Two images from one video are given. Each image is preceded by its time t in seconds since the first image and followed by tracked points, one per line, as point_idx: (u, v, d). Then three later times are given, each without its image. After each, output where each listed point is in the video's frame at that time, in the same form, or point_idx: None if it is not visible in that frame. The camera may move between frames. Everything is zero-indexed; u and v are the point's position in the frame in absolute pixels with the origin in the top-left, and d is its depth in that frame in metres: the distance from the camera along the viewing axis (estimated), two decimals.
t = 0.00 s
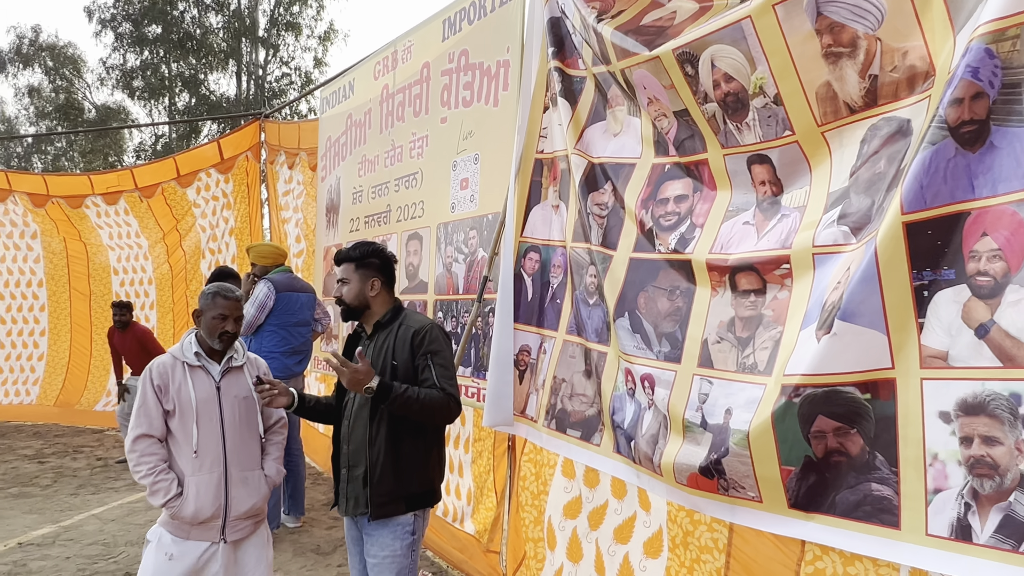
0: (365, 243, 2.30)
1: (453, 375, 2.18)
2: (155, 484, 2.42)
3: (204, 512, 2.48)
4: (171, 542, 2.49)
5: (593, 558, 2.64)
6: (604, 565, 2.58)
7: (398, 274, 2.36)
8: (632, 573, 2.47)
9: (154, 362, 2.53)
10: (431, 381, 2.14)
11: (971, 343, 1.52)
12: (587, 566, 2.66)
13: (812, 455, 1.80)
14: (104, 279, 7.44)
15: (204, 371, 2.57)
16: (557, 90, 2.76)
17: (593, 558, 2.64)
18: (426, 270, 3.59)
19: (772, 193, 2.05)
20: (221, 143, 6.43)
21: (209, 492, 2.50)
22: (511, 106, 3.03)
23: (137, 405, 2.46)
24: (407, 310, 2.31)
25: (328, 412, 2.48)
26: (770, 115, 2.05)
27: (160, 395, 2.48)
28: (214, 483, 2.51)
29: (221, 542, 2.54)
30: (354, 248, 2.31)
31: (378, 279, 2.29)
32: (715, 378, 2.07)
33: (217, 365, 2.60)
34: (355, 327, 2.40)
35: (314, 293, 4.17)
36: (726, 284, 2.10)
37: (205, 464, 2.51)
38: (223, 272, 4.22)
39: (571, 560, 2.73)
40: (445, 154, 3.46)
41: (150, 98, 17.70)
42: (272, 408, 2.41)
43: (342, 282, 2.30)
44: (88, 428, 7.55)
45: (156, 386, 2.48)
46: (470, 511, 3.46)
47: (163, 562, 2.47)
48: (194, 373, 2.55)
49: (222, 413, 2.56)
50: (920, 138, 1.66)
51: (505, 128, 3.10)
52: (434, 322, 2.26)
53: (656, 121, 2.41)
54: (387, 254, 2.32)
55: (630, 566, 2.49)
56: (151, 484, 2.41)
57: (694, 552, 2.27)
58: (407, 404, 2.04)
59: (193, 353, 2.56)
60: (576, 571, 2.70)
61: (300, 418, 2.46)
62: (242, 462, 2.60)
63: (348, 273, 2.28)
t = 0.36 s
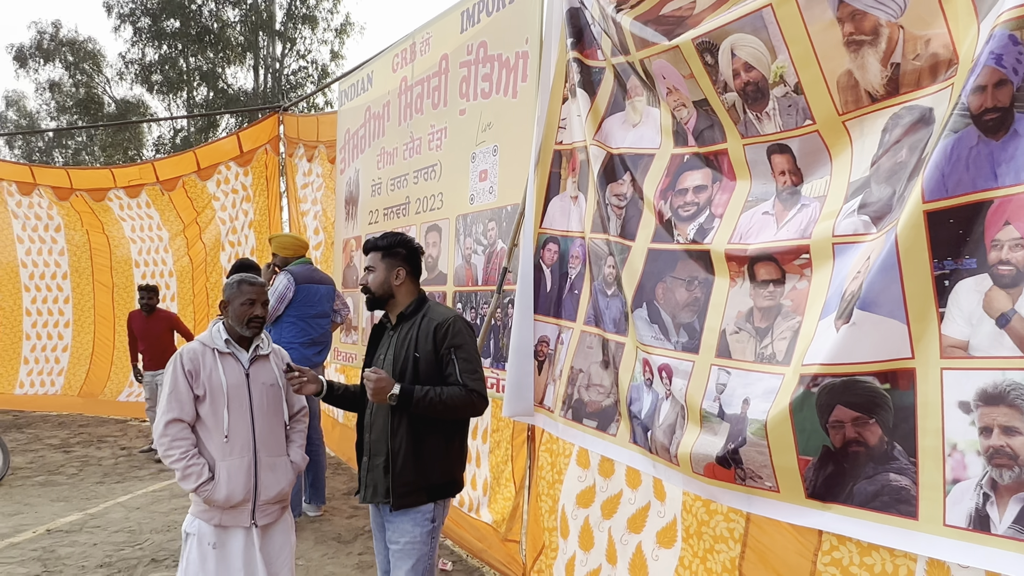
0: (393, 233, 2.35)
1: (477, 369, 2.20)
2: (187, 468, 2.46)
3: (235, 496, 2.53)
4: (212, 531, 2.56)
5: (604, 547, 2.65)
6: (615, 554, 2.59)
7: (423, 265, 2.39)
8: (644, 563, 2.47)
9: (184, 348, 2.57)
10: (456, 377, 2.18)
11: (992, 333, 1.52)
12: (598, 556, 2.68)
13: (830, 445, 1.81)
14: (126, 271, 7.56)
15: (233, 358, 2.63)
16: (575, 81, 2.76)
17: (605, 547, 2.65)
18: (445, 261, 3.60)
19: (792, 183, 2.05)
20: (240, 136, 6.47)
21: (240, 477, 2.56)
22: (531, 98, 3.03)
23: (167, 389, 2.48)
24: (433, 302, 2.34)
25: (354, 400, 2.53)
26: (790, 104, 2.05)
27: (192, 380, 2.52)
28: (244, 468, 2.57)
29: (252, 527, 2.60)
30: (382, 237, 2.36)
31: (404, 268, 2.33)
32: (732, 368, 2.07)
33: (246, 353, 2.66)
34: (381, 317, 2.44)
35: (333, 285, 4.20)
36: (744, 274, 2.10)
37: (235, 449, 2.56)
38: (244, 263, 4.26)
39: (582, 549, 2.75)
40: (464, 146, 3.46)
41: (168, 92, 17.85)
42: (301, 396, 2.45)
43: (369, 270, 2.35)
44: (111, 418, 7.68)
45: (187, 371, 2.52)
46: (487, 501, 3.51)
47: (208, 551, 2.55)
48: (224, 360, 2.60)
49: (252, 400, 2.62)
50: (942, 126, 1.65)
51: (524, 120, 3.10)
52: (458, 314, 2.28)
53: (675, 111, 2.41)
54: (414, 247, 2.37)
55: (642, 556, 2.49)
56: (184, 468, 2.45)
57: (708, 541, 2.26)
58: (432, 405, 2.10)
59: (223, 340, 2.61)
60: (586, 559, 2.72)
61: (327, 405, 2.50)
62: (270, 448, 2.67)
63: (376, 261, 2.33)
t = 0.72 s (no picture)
0: (428, 218, 2.34)
1: (509, 356, 2.20)
2: (207, 450, 2.49)
3: (253, 479, 2.54)
4: (232, 513, 2.58)
5: (627, 535, 2.63)
6: (638, 543, 2.57)
7: (457, 250, 2.38)
8: (669, 553, 2.44)
9: (209, 329, 2.60)
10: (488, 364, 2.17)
11: None
12: (620, 544, 2.65)
13: (865, 436, 1.78)
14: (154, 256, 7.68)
15: (258, 340, 2.65)
16: (607, 65, 2.72)
17: (627, 536, 2.63)
18: (472, 248, 3.58)
19: (830, 167, 2.00)
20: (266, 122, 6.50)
21: (259, 459, 2.56)
22: (561, 82, 2.98)
23: (191, 369, 2.52)
24: (465, 288, 2.33)
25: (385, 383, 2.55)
26: (830, 86, 1.99)
27: (215, 361, 2.55)
28: (263, 451, 2.57)
29: (271, 510, 2.61)
30: (418, 222, 2.35)
31: (438, 254, 2.32)
32: (765, 356, 2.04)
33: (270, 336, 2.68)
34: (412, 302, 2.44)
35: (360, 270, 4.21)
36: (778, 261, 2.06)
37: (255, 431, 2.57)
38: (272, 249, 4.28)
39: (606, 537, 2.73)
40: (492, 131, 3.43)
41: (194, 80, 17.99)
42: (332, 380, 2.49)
43: (402, 254, 2.34)
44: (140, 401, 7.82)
45: (211, 352, 2.55)
46: (512, 488, 3.52)
47: (228, 532, 2.58)
48: (248, 342, 2.62)
49: (274, 383, 2.63)
50: (992, 107, 1.59)
51: (554, 104, 3.06)
52: (489, 300, 2.27)
53: (709, 94, 2.36)
54: (449, 231, 2.35)
55: (666, 546, 2.46)
56: (203, 449, 2.48)
57: (735, 533, 2.23)
58: (467, 392, 2.09)
59: (248, 323, 2.64)
60: (610, 547, 2.70)
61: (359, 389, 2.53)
62: (292, 432, 2.67)
63: (410, 245, 2.32)
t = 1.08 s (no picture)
0: (452, 206, 2.26)
1: (548, 342, 2.14)
2: (226, 433, 2.38)
3: (271, 466, 2.39)
4: (250, 499, 2.43)
5: (666, 529, 2.57)
6: (677, 538, 2.51)
7: (485, 237, 2.29)
8: (706, 548, 2.38)
9: (234, 311, 2.49)
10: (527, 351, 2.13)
11: None
12: (657, 538, 2.61)
13: (917, 433, 1.68)
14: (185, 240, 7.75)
15: (282, 323, 2.50)
16: (647, 44, 2.63)
17: (666, 530, 2.57)
18: (505, 233, 3.53)
19: (885, 151, 1.89)
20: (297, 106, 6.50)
21: (278, 446, 2.42)
22: (601, 62, 2.90)
23: (215, 350, 2.43)
24: (498, 274, 2.27)
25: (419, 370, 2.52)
26: (888, 64, 1.88)
27: (238, 343, 2.44)
28: (283, 437, 2.42)
29: (288, 498, 2.43)
30: (442, 211, 2.28)
31: (462, 243, 2.25)
32: (809, 347, 1.96)
33: (295, 320, 2.53)
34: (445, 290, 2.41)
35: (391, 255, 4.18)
36: (826, 248, 1.97)
37: (275, 416, 2.43)
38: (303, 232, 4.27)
39: (644, 530, 2.68)
40: (527, 113, 3.36)
41: (224, 64, 18.11)
42: (366, 367, 2.45)
43: (430, 246, 2.31)
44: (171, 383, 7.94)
45: (234, 334, 2.44)
46: (545, 477, 3.50)
47: (245, 518, 2.42)
48: (272, 324, 2.49)
49: (297, 368, 2.48)
50: None
51: (591, 86, 2.97)
52: (525, 286, 2.22)
53: (755, 74, 2.27)
54: (473, 217, 2.27)
55: (704, 540, 2.40)
56: (223, 432, 2.37)
57: (775, 530, 2.15)
58: (504, 381, 2.05)
59: (273, 304, 2.51)
60: (648, 541, 2.65)
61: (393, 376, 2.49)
62: (314, 420, 2.51)
63: (435, 238, 2.27)
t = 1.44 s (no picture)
0: (491, 192, 2.20)
1: (591, 332, 2.06)
2: (263, 420, 2.24)
3: (310, 452, 2.25)
4: (287, 485, 2.30)
5: (717, 525, 2.50)
6: (729, 534, 2.44)
7: (526, 221, 2.22)
8: (750, 544, 2.33)
9: (269, 295, 2.33)
10: (573, 349, 2.04)
11: None
12: (708, 534, 2.54)
13: (988, 432, 1.58)
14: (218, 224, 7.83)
15: (319, 308, 2.34)
16: (695, 26, 2.55)
17: (716, 525, 2.51)
18: (544, 220, 3.48)
19: (952, 136, 1.76)
20: (330, 91, 6.49)
21: (316, 433, 2.28)
22: (647, 45, 2.81)
23: (249, 335, 2.26)
24: (538, 260, 2.19)
25: (456, 357, 2.48)
26: (961, 44, 1.75)
27: (273, 329, 2.28)
28: (321, 424, 2.28)
29: (327, 484, 2.31)
30: (479, 199, 2.21)
31: (505, 231, 2.20)
32: (866, 340, 1.88)
33: (332, 304, 2.37)
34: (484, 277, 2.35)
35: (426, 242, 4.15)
36: (886, 237, 1.86)
37: (313, 403, 2.29)
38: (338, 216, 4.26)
39: (693, 525, 2.62)
40: (568, 98, 3.29)
41: (254, 50, 18.20)
42: (404, 351, 2.44)
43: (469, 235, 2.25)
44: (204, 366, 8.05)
45: (270, 319, 2.28)
46: (583, 467, 3.47)
47: (284, 504, 2.30)
48: (309, 310, 2.33)
49: (335, 354, 2.33)
50: None
51: (635, 71, 2.90)
52: (566, 274, 2.13)
53: (812, 56, 2.15)
54: (513, 202, 2.20)
55: (748, 536, 2.36)
56: (259, 419, 2.23)
57: (823, 528, 2.09)
58: (569, 418, 2.00)
59: (309, 289, 2.34)
60: (698, 536, 2.58)
61: (429, 362, 2.47)
62: (352, 406, 2.37)
63: (475, 225, 2.21)
